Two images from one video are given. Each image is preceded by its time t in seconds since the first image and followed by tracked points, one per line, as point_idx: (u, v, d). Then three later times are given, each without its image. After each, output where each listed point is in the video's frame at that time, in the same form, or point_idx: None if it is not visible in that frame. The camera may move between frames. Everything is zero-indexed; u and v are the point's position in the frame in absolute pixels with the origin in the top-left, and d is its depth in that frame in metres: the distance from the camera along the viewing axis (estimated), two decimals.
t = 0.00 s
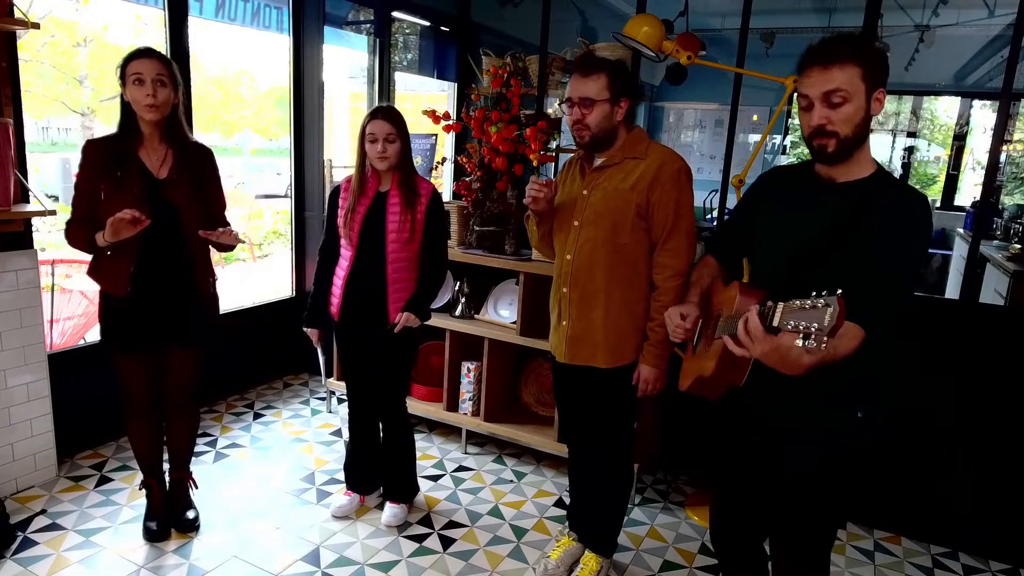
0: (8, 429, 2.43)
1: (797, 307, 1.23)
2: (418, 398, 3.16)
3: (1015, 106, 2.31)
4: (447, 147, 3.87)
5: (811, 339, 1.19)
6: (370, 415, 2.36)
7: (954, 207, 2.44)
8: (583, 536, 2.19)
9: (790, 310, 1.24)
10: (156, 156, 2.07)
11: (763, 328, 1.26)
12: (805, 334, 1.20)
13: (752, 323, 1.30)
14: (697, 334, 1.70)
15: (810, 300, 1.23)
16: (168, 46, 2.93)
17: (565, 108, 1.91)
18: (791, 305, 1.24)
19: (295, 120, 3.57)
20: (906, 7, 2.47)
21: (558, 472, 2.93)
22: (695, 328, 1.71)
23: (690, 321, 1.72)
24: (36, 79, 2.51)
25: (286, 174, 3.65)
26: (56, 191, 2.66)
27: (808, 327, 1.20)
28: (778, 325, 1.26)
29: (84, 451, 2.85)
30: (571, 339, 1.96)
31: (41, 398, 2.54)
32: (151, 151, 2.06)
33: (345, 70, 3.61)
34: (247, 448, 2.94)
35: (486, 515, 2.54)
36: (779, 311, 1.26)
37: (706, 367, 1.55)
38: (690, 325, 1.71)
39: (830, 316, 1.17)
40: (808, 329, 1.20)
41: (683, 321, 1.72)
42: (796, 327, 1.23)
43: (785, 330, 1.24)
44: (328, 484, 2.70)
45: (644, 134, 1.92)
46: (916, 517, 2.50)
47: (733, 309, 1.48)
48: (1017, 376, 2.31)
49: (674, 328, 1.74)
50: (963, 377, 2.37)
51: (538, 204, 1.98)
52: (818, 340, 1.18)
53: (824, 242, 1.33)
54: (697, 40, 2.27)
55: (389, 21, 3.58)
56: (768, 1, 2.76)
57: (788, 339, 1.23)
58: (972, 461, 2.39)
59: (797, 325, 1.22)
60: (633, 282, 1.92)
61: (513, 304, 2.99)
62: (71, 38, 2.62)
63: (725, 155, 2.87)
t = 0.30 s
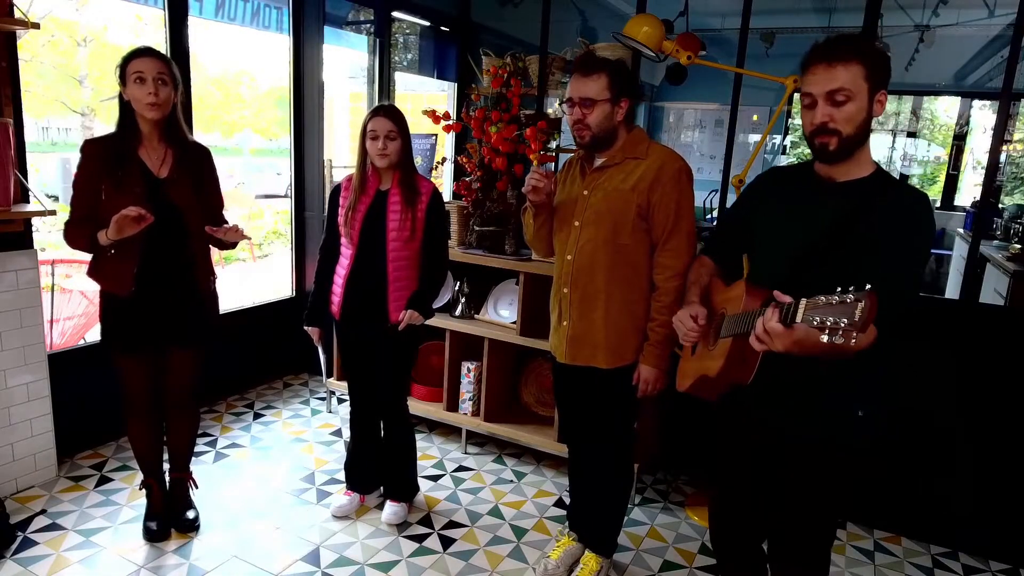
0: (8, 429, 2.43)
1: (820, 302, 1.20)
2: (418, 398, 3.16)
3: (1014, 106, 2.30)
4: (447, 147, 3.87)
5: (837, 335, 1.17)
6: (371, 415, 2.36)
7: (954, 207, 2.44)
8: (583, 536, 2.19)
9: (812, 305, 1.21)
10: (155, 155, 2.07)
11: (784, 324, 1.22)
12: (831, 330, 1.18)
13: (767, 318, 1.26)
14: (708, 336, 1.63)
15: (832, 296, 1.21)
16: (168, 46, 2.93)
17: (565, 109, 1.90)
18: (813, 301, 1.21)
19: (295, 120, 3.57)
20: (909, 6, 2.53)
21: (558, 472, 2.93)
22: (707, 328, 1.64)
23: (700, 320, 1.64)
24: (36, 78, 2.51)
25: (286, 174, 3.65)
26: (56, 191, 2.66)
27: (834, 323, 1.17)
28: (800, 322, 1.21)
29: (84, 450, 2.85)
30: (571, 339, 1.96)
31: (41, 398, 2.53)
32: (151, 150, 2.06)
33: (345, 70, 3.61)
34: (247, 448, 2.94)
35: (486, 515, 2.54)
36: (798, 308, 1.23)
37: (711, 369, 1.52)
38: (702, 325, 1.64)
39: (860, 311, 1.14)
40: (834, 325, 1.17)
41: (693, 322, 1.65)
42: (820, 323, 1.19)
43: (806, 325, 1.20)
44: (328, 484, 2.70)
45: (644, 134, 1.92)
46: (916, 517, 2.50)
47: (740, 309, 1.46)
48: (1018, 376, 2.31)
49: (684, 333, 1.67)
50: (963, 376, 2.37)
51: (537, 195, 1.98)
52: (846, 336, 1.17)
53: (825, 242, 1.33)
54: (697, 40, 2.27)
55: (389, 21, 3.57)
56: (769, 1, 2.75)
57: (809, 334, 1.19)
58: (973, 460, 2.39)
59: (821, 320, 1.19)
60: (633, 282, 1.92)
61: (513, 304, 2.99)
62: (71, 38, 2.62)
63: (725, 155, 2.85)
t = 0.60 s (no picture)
0: (8, 429, 2.44)
1: (812, 300, 1.20)
2: (417, 398, 3.16)
3: (1015, 106, 2.30)
4: (447, 147, 3.87)
5: (830, 332, 1.18)
6: (370, 415, 2.36)
7: (954, 207, 2.44)
8: (582, 536, 2.19)
9: (805, 303, 1.20)
10: (154, 154, 2.08)
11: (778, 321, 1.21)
12: (823, 327, 1.18)
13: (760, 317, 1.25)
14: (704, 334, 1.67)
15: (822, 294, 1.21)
16: (168, 45, 2.93)
17: (566, 109, 1.90)
18: (805, 300, 1.21)
19: (295, 120, 3.57)
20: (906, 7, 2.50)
21: (558, 472, 2.93)
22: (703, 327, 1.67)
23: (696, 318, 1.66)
24: (36, 78, 2.51)
25: (286, 174, 3.65)
26: (56, 191, 2.66)
27: (827, 320, 1.17)
28: (793, 320, 1.20)
29: (84, 450, 2.85)
30: (572, 339, 1.96)
31: (41, 398, 2.54)
32: (150, 150, 2.07)
33: (345, 70, 3.61)
34: (247, 448, 2.94)
35: (486, 515, 2.54)
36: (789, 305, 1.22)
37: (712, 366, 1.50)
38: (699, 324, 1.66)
39: (852, 310, 1.15)
40: (828, 322, 1.17)
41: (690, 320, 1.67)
42: (813, 321, 1.19)
43: (800, 321, 1.20)
44: (328, 484, 2.70)
45: (645, 134, 1.92)
46: (915, 517, 2.50)
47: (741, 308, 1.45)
48: (1018, 376, 2.31)
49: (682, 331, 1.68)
50: (963, 376, 2.37)
51: (536, 187, 1.96)
52: (838, 333, 1.17)
53: (827, 243, 1.33)
54: (697, 40, 2.27)
55: (389, 21, 3.58)
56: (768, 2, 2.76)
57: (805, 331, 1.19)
58: (972, 460, 2.39)
59: (814, 317, 1.19)
60: (633, 282, 1.92)
61: (513, 304, 2.99)
62: (72, 38, 2.62)
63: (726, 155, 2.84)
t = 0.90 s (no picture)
0: (8, 429, 2.44)
1: (808, 289, 1.19)
2: (417, 398, 3.16)
3: (1014, 107, 2.28)
4: (447, 147, 3.88)
5: (826, 320, 1.17)
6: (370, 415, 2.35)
7: (955, 206, 2.46)
8: (582, 535, 2.19)
9: (800, 292, 1.20)
10: (153, 154, 2.08)
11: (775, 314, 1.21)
12: (819, 316, 1.17)
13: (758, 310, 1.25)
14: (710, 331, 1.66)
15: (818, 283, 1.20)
16: (168, 45, 2.93)
17: (567, 109, 1.90)
18: (801, 290, 1.20)
19: (295, 120, 3.57)
20: (906, 7, 2.54)
21: (558, 471, 2.93)
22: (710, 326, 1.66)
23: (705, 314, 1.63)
24: (36, 78, 2.51)
25: (286, 174, 3.65)
26: (56, 191, 2.66)
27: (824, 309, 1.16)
28: (789, 311, 1.20)
29: (84, 450, 2.85)
30: (572, 339, 1.97)
31: (41, 398, 2.54)
32: (149, 149, 2.07)
33: (345, 70, 3.61)
34: (247, 448, 2.94)
35: (486, 515, 2.54)
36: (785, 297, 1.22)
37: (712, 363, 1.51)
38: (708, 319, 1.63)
39: (847, 298, 1.14)
40: (823, 311, 1.16)
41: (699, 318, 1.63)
42: (808, 311, 1.18)
43: (796, 312, 1.19)
44: (328, 484, 2.70)
45: (645, 134, 1.91)
46: (915, 517, 2.51)
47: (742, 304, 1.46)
48: (1018, 376, 2.31)
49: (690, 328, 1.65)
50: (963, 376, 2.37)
51: (536, 179, 1.96)
52: (833, 323, 1.16)
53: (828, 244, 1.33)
54: (697, 40, 2.27)
55: (389, 21, 3.57)
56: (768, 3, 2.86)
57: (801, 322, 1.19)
58: (972, 460, 2.39)
59: (810, 307, 1.18)
60: (634, 283, 1.92)
61: (513, 304, 2.98)
62: (71, 38, 2.62)
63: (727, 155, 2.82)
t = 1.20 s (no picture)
0: (8, 429, 2.43)
1: (827, 313, 1.19)
2: (417, 398, 3.16)
3: (1015, 107, 2.27)
4: (447, 147, 3.88)
5: (844, 345, 1.17)
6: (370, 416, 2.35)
7: (955, 206, 2.47)
8: (582, 536, 2.19)
9: (819, 315, 1.20)
10: (152, 153, 2.08)
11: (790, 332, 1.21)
12: (837, 340, 1.17)
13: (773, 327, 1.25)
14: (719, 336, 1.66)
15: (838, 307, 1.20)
16: (168, 45, 2.93)
17: (568, 108, 1.90)
18: (820, 312, 1.20)
19: (295, 120, 3.56)
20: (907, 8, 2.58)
21: (558, 471, 2.93)
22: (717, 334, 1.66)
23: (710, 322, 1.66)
24: (35, 78, 2.51)
25: (286, 174, 3.64)
26: (56, 191, 2.66)
27: (841, 333, 1.17)
28: (806, 332, 1.21)
29: (84, 450, 2.85)
30: (572, 339, 1.97)
31: (41, 398, 2.53)
32: (148, 150, 2.07)
33: (345, 70, 3.60)
34: (247, 448, 2.94)
35: (486, 515, 2.54)
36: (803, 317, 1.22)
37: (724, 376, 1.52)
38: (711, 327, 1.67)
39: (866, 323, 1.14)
40: (841, 335, 1.16)
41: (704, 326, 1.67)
42: (826, 335, 1.18)
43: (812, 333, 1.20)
44: (328, 484, 2.70)
45: (646, 134, 1.91)
46: (914, 516, 2.51)
47: (753, 318, 1.45)
48: (1018, 376, 2.31)
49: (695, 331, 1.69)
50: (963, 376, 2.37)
51: (536, 176, 1.95)
52: (851, 348, 1.16)
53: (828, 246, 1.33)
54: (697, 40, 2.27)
55: (389, 21, 3.57)
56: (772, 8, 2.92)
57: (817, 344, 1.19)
58: (972, 461, 2.39)
59: (827, 330, 1.18)
60: (635, 282, 1.92)
61: (513, 304, 2.98)
62: (71, 38, 2.62)
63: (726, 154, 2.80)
